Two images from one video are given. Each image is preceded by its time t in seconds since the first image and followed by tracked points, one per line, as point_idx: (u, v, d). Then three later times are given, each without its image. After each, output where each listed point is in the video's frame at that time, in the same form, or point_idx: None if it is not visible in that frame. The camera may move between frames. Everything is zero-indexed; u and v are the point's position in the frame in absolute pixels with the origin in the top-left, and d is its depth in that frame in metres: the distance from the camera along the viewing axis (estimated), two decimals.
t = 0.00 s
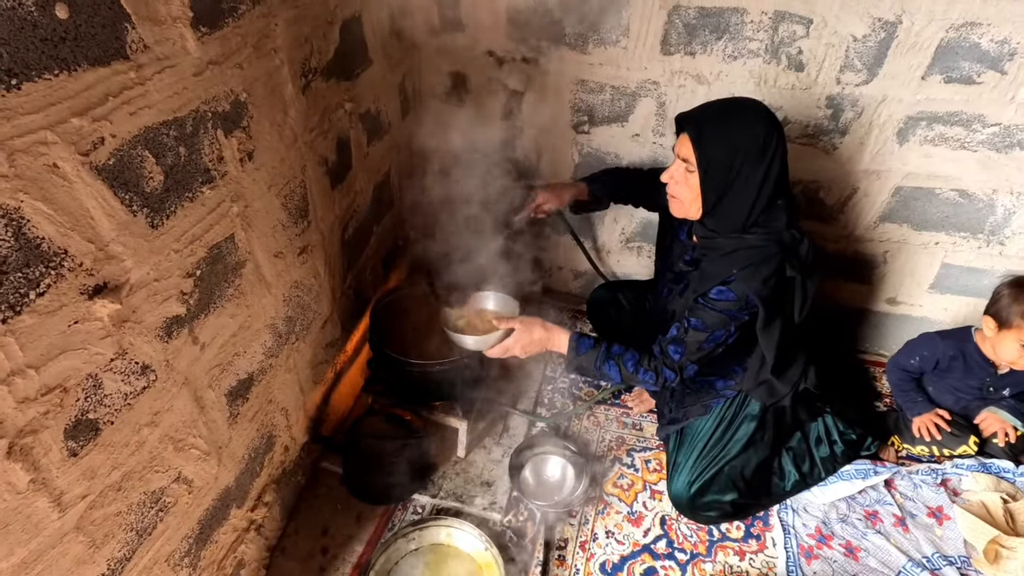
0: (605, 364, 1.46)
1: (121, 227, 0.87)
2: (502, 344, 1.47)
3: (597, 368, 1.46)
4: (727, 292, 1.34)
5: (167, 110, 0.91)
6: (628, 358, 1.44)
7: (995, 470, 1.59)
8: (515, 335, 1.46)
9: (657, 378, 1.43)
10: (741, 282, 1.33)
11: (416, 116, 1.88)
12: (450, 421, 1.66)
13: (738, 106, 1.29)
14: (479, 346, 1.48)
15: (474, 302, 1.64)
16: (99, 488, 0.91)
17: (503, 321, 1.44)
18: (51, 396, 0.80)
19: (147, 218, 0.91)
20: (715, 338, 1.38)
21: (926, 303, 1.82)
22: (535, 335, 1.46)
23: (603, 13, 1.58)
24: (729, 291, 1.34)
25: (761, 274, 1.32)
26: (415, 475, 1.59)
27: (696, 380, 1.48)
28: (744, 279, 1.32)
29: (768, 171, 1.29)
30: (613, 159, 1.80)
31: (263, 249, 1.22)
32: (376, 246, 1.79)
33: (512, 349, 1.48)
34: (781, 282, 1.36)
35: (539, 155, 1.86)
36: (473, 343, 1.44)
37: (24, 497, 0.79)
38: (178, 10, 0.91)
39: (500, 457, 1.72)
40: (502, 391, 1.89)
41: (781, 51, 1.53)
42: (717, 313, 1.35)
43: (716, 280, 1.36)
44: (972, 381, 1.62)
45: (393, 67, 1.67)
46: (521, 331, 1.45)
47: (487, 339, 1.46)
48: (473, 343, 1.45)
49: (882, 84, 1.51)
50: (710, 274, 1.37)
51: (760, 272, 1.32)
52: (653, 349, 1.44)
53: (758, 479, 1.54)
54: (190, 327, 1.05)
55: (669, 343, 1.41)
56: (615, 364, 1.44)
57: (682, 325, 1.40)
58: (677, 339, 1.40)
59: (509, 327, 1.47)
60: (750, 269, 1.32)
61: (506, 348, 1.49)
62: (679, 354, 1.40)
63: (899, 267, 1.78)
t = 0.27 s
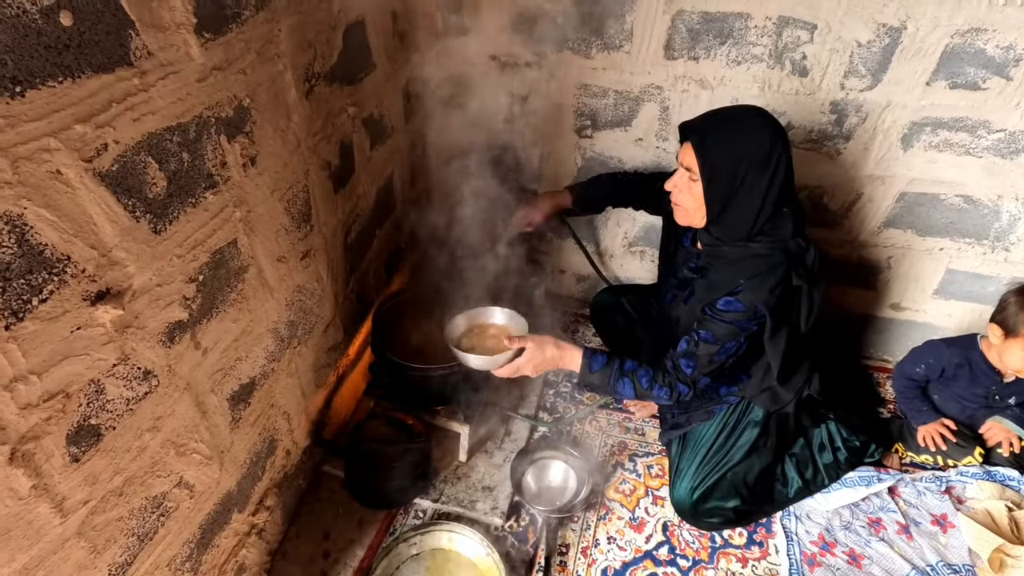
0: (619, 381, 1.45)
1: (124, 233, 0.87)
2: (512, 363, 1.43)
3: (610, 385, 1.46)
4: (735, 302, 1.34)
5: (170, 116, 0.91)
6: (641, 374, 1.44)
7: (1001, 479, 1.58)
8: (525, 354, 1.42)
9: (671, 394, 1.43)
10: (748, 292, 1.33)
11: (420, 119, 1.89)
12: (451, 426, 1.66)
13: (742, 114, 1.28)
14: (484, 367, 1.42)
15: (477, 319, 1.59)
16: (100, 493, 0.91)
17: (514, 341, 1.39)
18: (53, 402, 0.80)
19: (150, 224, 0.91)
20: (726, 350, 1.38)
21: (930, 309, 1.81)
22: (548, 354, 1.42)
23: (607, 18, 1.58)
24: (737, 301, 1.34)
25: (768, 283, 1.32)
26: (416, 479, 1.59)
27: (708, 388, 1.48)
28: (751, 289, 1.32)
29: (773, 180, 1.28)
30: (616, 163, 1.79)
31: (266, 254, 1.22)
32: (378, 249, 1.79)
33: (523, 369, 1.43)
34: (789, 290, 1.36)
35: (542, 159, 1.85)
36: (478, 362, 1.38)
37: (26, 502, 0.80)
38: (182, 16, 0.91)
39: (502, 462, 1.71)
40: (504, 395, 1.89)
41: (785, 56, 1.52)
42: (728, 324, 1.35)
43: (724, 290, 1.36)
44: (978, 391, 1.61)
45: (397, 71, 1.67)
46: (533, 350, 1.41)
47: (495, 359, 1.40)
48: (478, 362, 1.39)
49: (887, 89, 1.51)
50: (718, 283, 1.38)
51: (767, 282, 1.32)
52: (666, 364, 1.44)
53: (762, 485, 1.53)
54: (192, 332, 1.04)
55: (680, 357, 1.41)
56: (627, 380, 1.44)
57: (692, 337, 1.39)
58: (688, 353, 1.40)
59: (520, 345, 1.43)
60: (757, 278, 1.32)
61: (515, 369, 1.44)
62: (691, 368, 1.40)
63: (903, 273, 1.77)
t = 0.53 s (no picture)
0: (639, 397, 1.42)
1: (136, 234, 0.86)
2: (531, 383, 1.42)
3: (628, 400, 1.43)
4: (751, 311, 1.34)
5: (182, 117, 0.91)
6: (661, 388, 1.41)
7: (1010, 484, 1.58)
8: (545, 373, 1.40)
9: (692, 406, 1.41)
10: (764, 301, 1.32)
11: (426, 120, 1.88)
12: (458, 427, 1.65)
13: (749, 119, 1.28)
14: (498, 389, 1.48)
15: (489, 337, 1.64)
16: (110, 494, 0.91)
17: (534, 361, 1.38)
18: (65, 403, 0.80)
19: (161, 224, 0.91)
20: (744, 360, 1.37)
21: (938, 311, 1.81)
22: (568, 372, 1.41)
23: (614, 19, 1.58)
24: (753, 310, 1.34)
25: (784, 292, 1.32)
26: (423, 480, 1.59)
27: (726, 396, 1.48)
28: (767, 298, 1.32)
29: (783, 184, 1.28)
30: (622, 164, 1.79)
31: (274, 255, 1.22)
32: (385, 250, 1.79)
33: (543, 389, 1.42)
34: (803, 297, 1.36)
35: (549, 160, 1.85)
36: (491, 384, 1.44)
37: (37, 503, 0.79)
38: (194, 16, 0.90)
39: (508, 464, 1.71)
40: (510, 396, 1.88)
41: (794, 57, 1.52)
42: (745, 334, 1.34)
43: (739, 299, 1.36)
44: (989, 396, 1.60)
45: (404, 72, 1.67)
46: (553, 369, 1.40)
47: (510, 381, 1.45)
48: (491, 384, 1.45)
49: (896, 91, 1.50)
50: (733, 292, 1.37)
51: (783, 290, 1.32)
52: (685, 377, 1.43)
53: (770, 489, 1.53)
54: (202, 333, 1.04)
55: (699, 368, 1.40)
56: (647, 395, 1.41)
57: (710, 348, 1.38)
58: (708, 364, 1.39)
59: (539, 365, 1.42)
60: (772, 287, 1.32)
61: (535, 389, 1.43)
62: (710, 379, 1.40)
63: (911, 275, 1.77)
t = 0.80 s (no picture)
0: (650, 412, 1.44)
1: (137, 247, 0.86)
2: (541, 399, 1.43)
3: (640, 415, 1.44)
4: (759, 323, 1.33)
5: (182, 129, 0.90)
6: (672, 403, 1.42)
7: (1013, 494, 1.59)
8: (554, 391, 1.42)
9: (703, 420, 1.41)
10: (772, 313, 1.32)
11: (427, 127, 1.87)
12: (460, 436, 1.64)
13: (756, 130, 1.27)
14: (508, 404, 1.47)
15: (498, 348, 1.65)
16: (109, 511, 0.90)
17: (543, 376, 1.39)
18: (64, 420, 0.79)
19: (161, 237, 0.90)
20: (752, 372, 1.36)
21: (941, 319, 1.80)
22: (577, 388, 1.42)
23: (616, 26, 1.57)
24: (761, 322, 1.33)
25: (792, 303, 1.31)
26: (424, 490, 1.58)
27: (738, 411, 1.47)
28: (775, 310, 1.31)
29: (789, 195, 1.27)
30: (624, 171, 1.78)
31: (275, 266, 1.21)
32: (386, 258, 1.78)
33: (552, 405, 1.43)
34: (812, 307, 1.35)
35: (550, 167, 1.84)
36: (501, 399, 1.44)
37: (36, 522, 0.78)
38: (195, 27, 0.90)
39: (509, 472, 1.70)
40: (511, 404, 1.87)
41: (797, 65, 1.51)
42: (753, 346, 1.33)
43: (746, 311, 1.35)
44: (995, 406, 1.57)
45: (405, 79, 1.66)
46: (563, 384, 1.41)
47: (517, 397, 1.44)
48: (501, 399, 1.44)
49: (899, 99, 1.50)
50: (741, 305, 1.37)
51: (790, 301, 1.31)
52: (694, 391, 1.42)
53: (774, 498, 1.52)
54: (202, 345, 1.03)
55: (707, 383, 1.39)
56: (657, 410, 1.42)
57: (718, 361, 1.37)
58: (717, 377, 1.37)
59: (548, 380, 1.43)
60: (780, 298, 1.32)
61: (543, 404, 1.44)
62: (719, 394, 1.39)
63: (913, 283, 1.76)
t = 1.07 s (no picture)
0: (646, 416, 1.41)
1: (140, 263, 0.85)
2: (537, 401, 1.42)
3: (636, 420, 1.41)
4: (758, 330, 1.32)
5: (185, 142, 0.89)
6: (669, 408, 1.39)
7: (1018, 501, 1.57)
8: (550, 392, 1.40)
9: (699, 426, 1.39)
10: (771, 320, 1.30)
11: (429, 133, 1.87)
12: (463, 446, 1.62)
13: (758, 137, 1.27)
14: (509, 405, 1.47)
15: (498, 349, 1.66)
16: (112, 528, 0.89)
17: (539, 378, 1.39)
18: (67, 439, 0.78)
19: (165, 251, 0.89)
20: (749, 378, 1.36)
21: (943, 325, 1.80)
22: (573, 391, 1.41)
23: (619, 34, 1.56)
24: (759, 329, 1.31)
25: (791, 310, 1.30)
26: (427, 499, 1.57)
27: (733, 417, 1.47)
28: (774, 317, 1.30)
29: (790, 203, 1.27)
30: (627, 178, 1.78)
31: (278, 276, 1.20)
32: (388, 266, 1.77)
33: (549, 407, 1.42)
34: (811, 314, 1.34)
35: (552, 174, 1.84)
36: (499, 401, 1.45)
37: (38, 543, 0.77)
38: (198, 40, 0.89)
39: (512, 481, 1.69)
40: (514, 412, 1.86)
41: (800, 73, 1.51)
42: (751, 352, 1.33)
43: (745, 318, 1.33)
44: (992, 409, 1.57)
45: (407, 86, 1.66)
46: (559, 387, 1.40)
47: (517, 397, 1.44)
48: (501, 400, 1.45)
49: (902, 107, 1.49)
50: (739, 310, 1.35)
51: (790, 309, 1.30)
52: (691, 396, 1.41)
53: (778, 507, 1.52)
54: (206, 358, 1.02)
55: (706, 389, 1.38)
56: (653, 415, 1.39)
57: (716, 366, 1.37)
58: (714, 382, 1.37)
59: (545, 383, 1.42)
60: (780, 305, 1.30)
61: (540, 407, 1.43)
62: (717, 400, 1.38)
63: (915, 290, 1.76)
